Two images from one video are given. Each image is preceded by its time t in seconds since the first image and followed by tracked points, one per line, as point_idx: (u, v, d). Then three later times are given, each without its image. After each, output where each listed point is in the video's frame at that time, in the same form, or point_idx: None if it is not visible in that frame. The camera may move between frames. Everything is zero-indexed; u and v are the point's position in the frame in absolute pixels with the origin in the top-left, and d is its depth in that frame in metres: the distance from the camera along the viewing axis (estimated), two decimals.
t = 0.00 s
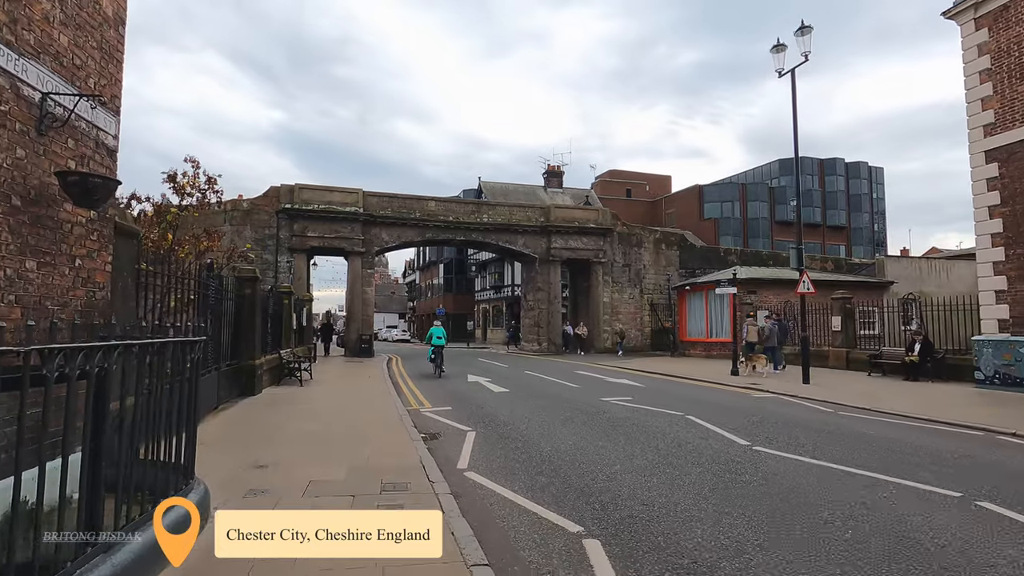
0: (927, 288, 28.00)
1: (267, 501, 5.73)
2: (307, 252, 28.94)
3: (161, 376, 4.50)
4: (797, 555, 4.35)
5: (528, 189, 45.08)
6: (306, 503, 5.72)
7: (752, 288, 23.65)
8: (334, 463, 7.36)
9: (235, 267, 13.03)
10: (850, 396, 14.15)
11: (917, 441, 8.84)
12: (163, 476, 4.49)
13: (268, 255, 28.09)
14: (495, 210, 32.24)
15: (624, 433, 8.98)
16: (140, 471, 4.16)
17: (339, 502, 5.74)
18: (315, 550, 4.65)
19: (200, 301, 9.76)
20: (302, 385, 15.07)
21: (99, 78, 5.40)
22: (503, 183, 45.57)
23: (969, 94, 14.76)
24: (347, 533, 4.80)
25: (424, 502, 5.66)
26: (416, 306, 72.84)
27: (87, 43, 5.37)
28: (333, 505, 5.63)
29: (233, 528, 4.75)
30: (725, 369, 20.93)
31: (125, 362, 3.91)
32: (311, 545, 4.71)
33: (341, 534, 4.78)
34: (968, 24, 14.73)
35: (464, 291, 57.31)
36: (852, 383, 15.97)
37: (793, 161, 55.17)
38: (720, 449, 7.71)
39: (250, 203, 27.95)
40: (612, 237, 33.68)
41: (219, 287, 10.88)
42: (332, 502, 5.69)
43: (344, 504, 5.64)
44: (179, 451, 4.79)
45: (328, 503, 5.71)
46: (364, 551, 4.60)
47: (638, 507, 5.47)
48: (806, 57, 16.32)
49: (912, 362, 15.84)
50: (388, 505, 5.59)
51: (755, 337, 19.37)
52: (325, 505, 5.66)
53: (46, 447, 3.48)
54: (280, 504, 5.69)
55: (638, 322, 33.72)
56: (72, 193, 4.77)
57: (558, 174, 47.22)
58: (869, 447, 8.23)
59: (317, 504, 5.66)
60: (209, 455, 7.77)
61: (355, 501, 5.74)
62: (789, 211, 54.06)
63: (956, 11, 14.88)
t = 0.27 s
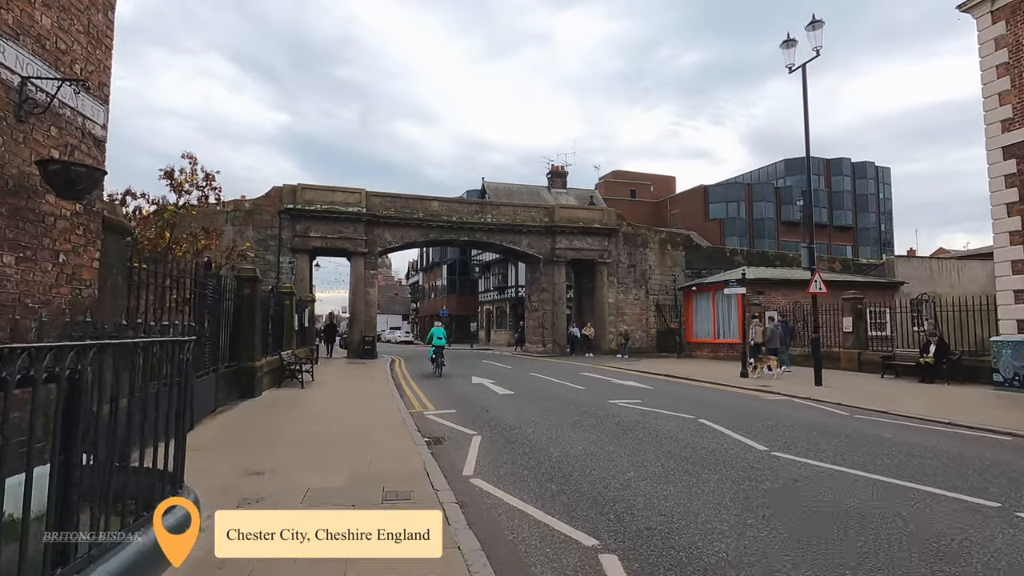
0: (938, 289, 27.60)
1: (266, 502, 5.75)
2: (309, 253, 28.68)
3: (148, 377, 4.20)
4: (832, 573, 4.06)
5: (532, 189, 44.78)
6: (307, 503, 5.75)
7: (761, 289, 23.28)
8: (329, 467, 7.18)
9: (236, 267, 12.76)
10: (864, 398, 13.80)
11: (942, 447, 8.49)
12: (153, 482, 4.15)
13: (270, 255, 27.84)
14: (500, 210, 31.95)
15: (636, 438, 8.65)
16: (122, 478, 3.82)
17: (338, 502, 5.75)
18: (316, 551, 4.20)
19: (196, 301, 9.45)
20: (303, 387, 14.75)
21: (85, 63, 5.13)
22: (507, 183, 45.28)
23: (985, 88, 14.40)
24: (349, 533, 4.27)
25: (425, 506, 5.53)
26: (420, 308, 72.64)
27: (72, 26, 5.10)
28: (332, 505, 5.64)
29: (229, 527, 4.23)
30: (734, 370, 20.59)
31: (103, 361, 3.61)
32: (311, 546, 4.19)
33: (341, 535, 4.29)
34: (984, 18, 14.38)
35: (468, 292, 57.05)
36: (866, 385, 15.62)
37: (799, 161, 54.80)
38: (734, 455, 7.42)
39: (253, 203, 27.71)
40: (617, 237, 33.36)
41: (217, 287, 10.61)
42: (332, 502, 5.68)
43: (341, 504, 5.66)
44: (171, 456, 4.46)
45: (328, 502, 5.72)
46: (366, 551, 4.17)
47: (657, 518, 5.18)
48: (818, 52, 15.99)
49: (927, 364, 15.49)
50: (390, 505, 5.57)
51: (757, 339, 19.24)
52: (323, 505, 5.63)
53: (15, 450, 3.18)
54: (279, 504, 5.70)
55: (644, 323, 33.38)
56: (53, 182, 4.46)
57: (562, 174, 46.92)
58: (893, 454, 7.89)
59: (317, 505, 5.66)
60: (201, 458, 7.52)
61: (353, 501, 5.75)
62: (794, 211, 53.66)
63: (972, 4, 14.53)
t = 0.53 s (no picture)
0: (945, 289, 27.20)
1: (261, 500, 5.91)
2: (307, 252, 28.30)
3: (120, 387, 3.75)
4: None
5: (532, 188, 44.37)
6: (304, 503, 5.89)
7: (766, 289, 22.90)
8: (323, 471, 7.23)
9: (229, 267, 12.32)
10: (876, 401, 13.45)
11: (964, 455, 8.11)
12: (124, 503, 3.68)
13: (268, 255, 27.45)
14: (500, 209, 31.55)
15: (645, 446, 8.30)
16: (97, 499, 3.42)
17: (336, 502, 5.89)
18: (315, 551, 4.73)
19: (184, 303, 9.03)
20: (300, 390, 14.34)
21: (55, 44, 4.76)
22: (507, 182, 44.87)
23: (999, 83, 14.01)
24: (347, 532, 4.87)
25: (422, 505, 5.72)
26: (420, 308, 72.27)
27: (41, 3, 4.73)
28: (331, 505, 5.78)
29: (232, 527, 4.71)
30: (739, 372, 20.22)
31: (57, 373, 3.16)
32: (311, 546, 4.75)
33: (341, 534, 4.86)
34: (998, 11, 13.99)
35: (468, 292, 56.66)
36: (876, 388, 15.23)
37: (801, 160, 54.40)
38: (745, 464, 7.14)
39: (250, 202, 27.32)
40: (619, 237, 32.98)
41: (208, 288, 10.21)
42: (330, 503, 5.81)
43: (340, 504, 5.79)
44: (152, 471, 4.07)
45: (326, 503, 5.86)
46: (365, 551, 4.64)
47: (676, 538, 4.80)
48: (827, 46, 15.60)
49: (939, 366, 15.10)
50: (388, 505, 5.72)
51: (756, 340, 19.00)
52: (319, 505, 5.78)
53: None
54: (275, 504, 5.84)
55: (646, 324, 32.99)
56: (15, 172, 4.05)
57: (563, 173, 46.54)
58: (917, 464, 7.51)
59: (316, 505, 5.79)
60: (187, 468, 7.12)
61: (352, 503, 5.86)
62: (797, 211, 53.26)
63: None
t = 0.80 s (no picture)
0: (952, 290, 26.83)
1: (262, 499, 5.86)
2: (307, 253, 27.92)
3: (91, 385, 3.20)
4: None
5: (533, 189, 44.02)
6: (306, 503, 5.84)
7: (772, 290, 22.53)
8: (323, 473, 7.13)
9: (225, 266, 11.93)
10: (892, 404, 13.07)
11: (995, 462, 7.70)
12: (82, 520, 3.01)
13: (267, 256, 27.09)
14: (502, 209, 31.19)
15: (659, 452, 7.92)
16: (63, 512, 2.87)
17: (339, 502, 5.84)
18: (316, 552, 4.12)
19: (174, 300, 8.61)
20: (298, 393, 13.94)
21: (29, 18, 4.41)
22: (508, 183, 44.55)
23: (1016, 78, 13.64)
24: (350, 532, 4.16)
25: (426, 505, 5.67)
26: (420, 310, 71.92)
27: None
28: (332, 504, 5.73)
29: (230, 528, 4.09)
30: (747, 375, 19.85)
31: (13, 384, 2.59)
32: (312, 546, 4.11)
33: (341, 534, 4.17)
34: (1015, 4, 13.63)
35: (468, 294, 56.30)
36: (890, 391, 14.83)
37: (803, 161, 54.10)
38: (761, 472, 6.79)
39: (248, 202, 26.96)
40: (621, 238, 32.63)
41: (201, 287, 9.82)
42: (332, 502, 5.76)
43: (343, 504, 5.73)
44: (135, 478, 3.58)
45: (328, 502, 5.81)
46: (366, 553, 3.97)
47: (703, 556, 4.42)
48: (837, 41, 15.25)
49: (954, 368, 14.71)
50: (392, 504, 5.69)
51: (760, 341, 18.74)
52: (322, 504, 5.73)
53: None
54: (276, 504, 5.79)
55: (649, 325, 32.62)
56: None
57: (564, 174, 46.21)
58: (952, 473, 7.10)
59: (318, 504, 5.74)
60: (179, 475, 6.76)
61: (354, 503, 5.80)
62: (799, 212, 52.94)
63: None
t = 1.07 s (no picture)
0: (967, 293, 26.30)
1: (261, 500, 6.07)
2: (310, 257, 27.60)
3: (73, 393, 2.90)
4: None
5: (538, 193, 43.67)
6: (305, 502, 6.08)
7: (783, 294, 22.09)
8: (322, 479, 7.19)
9: (226, 270, 11.61)
10: (912, 412, 12.65)
11: None
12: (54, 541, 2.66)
13: (269, 260, 26.79)
14: (506, 213, 30.80)
15: (675, 465, 7.59)
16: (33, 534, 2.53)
17: (338, 502, 6.07)
18: (315, 548, 4.91)
19: (167, 305, 8.20)
20: (300, 400, 13.59)
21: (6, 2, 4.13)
22: (513, 187, 44.17)
23: None
24: (347, 533, 5.07)
25: (423, 505, 5.91)
26: (423, 314, 71.57)
27: None
28: (331, 504, 5.96)
29: (233, 528, 4.91)
30: (759, 381, 19.42)
31: None
32: (310, 544, 4.94)
33: (339, 534, 5.06)
34: None
35: (473, 299, 55.93)
36: (910, 398, 14.35)
37: (810, 164, 53.62)
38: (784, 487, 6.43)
39: (251, 206, 26.67)
40: (628, 241, 32.23)
41: (199, 291, 9.48)
42: (331, 502, 5.99)
43: (342, 504, 5.95)
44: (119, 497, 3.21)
45: (327, 502, 6.03)
46: (366, 550, 4.77)
47: None
48: (853, 38, 14.84)
49: (976, 374, 14.23)
50: (391, 504, 5.95)
51: (770, 347, 18.42)
52: (320, 504, 5.96)
53: None
54: (275, 504, 5.99)
55: (656, 330, 32.15)
56: None
57: (569, 178, 45.83)
58: (991, 487, 6.70)
59: (318, 504, 5.96)
60: (175, 487, 6.54)
61: (352, 503, 6.01)
62: (807, 215, 52.43)
63: None
